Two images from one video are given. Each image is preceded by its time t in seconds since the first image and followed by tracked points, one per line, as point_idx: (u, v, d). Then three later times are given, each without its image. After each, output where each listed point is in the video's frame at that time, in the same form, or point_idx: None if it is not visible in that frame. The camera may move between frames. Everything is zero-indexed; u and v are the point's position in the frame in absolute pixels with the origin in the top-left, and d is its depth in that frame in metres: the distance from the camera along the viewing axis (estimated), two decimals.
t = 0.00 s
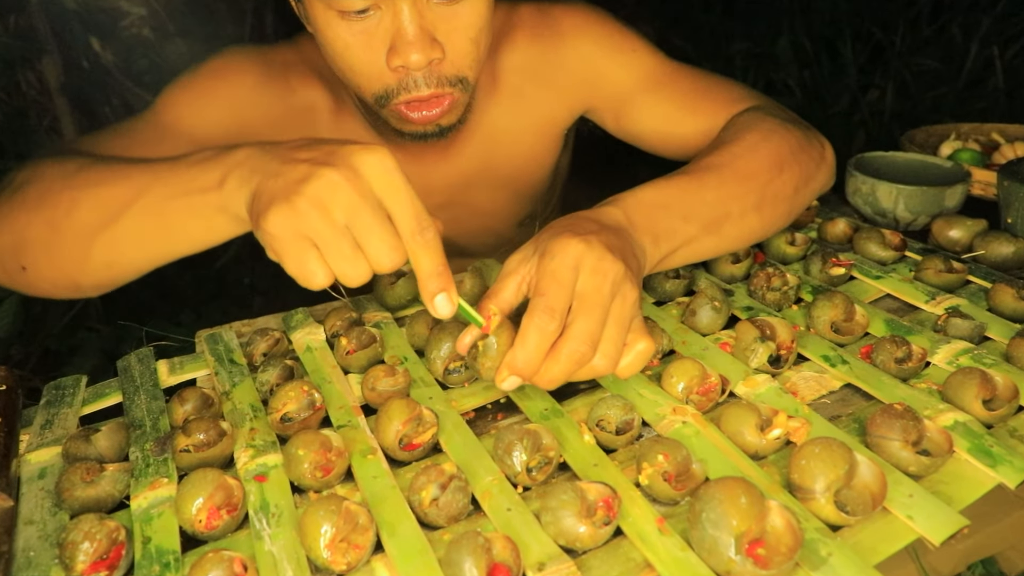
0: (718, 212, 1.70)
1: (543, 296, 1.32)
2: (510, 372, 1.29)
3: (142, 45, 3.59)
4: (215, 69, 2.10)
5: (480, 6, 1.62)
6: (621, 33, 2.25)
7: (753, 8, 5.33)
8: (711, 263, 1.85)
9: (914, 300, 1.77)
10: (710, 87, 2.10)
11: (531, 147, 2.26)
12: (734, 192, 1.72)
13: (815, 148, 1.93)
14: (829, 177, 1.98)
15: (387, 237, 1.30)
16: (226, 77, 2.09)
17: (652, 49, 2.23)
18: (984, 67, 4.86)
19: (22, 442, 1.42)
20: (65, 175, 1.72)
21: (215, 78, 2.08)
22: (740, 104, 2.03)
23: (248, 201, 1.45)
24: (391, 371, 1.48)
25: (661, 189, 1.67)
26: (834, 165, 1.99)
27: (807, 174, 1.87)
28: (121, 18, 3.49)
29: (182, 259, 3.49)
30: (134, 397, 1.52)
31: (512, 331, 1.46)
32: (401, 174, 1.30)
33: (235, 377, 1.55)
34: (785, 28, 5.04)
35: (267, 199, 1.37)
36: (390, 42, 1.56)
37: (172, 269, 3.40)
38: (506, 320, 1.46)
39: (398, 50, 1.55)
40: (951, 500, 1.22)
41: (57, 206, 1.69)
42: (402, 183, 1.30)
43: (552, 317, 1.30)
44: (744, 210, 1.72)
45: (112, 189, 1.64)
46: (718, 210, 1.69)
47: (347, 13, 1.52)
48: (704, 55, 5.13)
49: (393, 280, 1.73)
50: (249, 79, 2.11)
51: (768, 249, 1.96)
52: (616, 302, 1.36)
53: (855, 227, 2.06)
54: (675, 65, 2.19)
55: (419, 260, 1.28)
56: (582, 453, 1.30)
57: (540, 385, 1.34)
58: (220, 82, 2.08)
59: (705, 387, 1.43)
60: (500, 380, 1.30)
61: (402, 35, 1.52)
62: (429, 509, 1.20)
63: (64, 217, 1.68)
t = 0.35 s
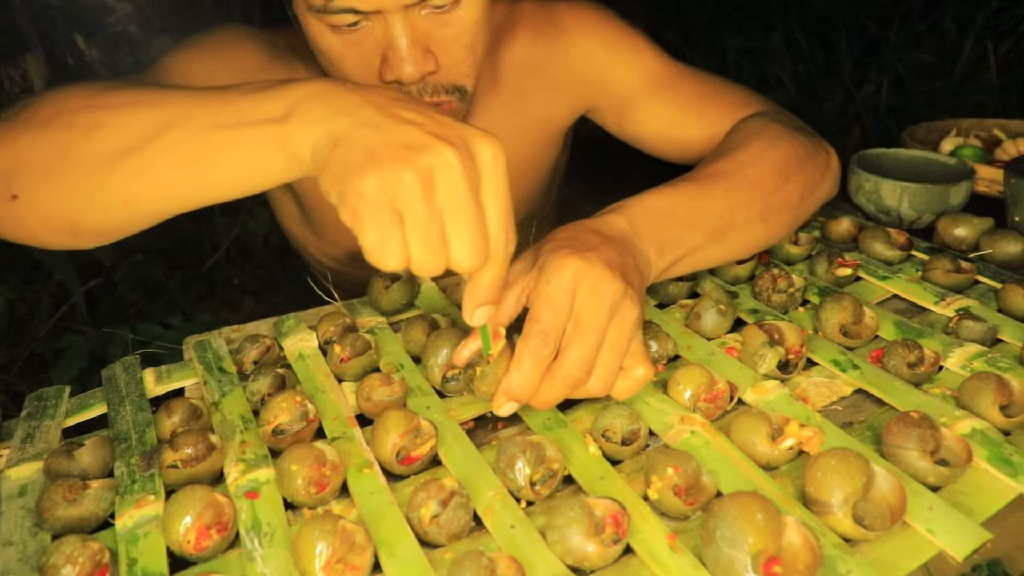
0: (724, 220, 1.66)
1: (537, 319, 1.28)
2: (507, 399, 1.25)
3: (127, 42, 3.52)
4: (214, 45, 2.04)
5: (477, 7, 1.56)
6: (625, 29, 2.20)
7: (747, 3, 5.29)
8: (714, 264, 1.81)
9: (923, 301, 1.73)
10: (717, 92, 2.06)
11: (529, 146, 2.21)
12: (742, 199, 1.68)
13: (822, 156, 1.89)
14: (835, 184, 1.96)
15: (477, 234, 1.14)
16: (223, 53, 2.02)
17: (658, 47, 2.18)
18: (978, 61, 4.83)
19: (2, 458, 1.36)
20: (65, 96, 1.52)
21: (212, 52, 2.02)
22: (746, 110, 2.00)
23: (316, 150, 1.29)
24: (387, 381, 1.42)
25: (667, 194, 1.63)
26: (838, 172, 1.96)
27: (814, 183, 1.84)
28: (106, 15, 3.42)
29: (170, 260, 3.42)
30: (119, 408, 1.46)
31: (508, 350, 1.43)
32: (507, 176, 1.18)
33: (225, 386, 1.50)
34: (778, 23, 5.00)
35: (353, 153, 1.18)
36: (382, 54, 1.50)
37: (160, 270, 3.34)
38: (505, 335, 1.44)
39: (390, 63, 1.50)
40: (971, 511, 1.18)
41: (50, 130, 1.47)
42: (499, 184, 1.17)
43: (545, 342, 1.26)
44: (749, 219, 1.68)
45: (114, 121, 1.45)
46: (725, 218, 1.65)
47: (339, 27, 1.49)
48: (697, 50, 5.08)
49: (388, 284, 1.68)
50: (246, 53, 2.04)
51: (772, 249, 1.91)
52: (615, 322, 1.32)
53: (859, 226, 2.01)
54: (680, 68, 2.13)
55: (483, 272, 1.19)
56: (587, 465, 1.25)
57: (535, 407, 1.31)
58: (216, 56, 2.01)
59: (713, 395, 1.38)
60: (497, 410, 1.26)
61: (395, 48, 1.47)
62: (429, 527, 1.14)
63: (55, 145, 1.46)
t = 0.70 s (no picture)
0: (724, 215, 1.58)
1: (519, 331, 1.21)
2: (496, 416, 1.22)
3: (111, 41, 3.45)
4: (209, 41, 1.99)
5: (475, 10, 1.51)
6: (624, 24, 2.16)
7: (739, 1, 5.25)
8: (715, 269, 1.76)
9: (930, 307, 1.69)
10: (718, 82, 2.01)
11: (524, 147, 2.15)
12: (744, 191, 1.61)
13: (829, 148, 1.84)
14: (842, 177, 1.89)
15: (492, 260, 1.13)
16: (216, 52, 1.96)
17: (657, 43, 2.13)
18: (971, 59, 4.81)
19: None
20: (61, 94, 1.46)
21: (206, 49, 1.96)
22: (749, 101, 1.96)
23: (337, 167, 1.22)
24: (382, 395, 1.37)
25: (662, 189, 1.55)
26: (846, 164, 1.90)
27: (819, 175, 1.78)
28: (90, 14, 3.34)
29: (155, 263, 3.35)
30: (101, 424, 1.41)
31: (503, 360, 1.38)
32: (526, 208, 1.16)
33: (212, 401, 1.44)
34: (771, 21, 4.97)
35: (373, 174, 1.13)
36: (379, 64, 1.46)
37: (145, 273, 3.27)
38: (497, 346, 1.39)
39: (387, 73, 1.46)
40: (990, 529, 1.13)
41: (43, 126, 1.42)
42: (517, 215, 1.15)
43: (529, 354, 1.20)
44: (751, 213, 1.61)
45: (107, 120, 1.39)
46: (725, 215, 1.57)
47: (332, 37, 1.44)
48: (688, 48, 5.04)
49: (381, 293, 1.63)
50: (240, 53, 2.00)
51: (774, 253, 1.86)
52: (602, 327, 1.25)
53: (862, 229, 1.97)
54: (680, 60, 2.09)
55: (484, 302, 1.18)
56: (592, 484, 1.20)
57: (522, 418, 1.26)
58: (207, 53, 1.95)
59: (719, 407, 1.34)
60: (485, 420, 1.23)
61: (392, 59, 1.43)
62: (428, 552, 1.09)
63: (46, 143, 1.40)
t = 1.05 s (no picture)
0: (726, 225, 1.52)
1: (528, 345, 1.12)
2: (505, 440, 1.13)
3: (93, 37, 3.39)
4: (181, 51, 1.87)
5: None
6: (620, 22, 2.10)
7: None
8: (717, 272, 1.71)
9: (938, 310, 1.65)
10: (716, 84, 1.95)
11: (520, 148, 2.08)
12: (746, 200, 1.55)
13: (830, 153, 1.79)
14: (843, 183, 1.84)
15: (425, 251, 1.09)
16: (190, 65, 1.86)
17: (654, 42, 2.08)
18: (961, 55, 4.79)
19: None
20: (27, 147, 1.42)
21: (178, 62, 1.86)
22: (749, 103, 1.89)
23: (282, 205, 1.23)
24: (377, 408, 1.32)
25: (662, 197, 1.49)
26: (846, 171, 1.85)
27: (822, 181, 1.72)
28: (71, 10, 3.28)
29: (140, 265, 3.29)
30: (83, 439, 1.35)
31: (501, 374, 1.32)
32: (454, 210, 1.16)
33: (199, 414, 1.38)
34: (761, 16, 4.94)
35: (301, 204, 1.14)
36: (371, 48, 1.40)
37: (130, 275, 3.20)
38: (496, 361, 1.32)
39: (383, 55, 1.40)
40: (1012, 545, 1.09)
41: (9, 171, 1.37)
42: (447, 218, 1.14)
43: (540, 369, 1.10)
44: (754, 222, 1.55)
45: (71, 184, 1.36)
46: (727, 223, 1.52)
47: (325, 15, 1.38)
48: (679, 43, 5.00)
49: (373, 299, 1.58)
50: (216, 61, 1.88)
51: (776, 254, 1.82)
52: (615, 341, 1.15)
53: (865, 229, 1.93)
54: (677, 60, 2.03)
55: (444, 283, 1.10)
56: (598, 500, 1.15)
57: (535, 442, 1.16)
58: (180, 67, 1.85)
59: (727, 416, 1.29)
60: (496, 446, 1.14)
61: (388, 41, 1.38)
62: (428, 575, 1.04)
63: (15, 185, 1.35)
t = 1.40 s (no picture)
0: (742, 226, 1.45)
1: (551, 345, 1.01)
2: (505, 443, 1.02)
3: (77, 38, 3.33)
4: (161, 63, 1.78)
5: None
6: (618, 17, 2.01)
7: None
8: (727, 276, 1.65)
9: (956, 312, 1.59)
10: (718, 81, 1.89)
11: (515, 148, 1.98)
12: (761, 200, 1.48)
13: (838, 151, 1.73)
14: (848, 182, 1.78)
15: (382, 287, 1.11)
16: (172, 80, 1.75)
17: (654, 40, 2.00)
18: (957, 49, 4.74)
19: None
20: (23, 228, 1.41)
21: (160, 78, 1.76)
22: (755, 100, 1.83)
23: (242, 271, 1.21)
24: (377, 425, 1.25)
25: (677, 195, 1.39)
26: (852, 169, 1.80)
27: (831, 180, 1.66)
28: (55, 11, 3.23)
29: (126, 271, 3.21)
30: (67, 461, 1.28)
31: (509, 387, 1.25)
32: (403, 232, 1.16)
33: (190, 432, 1.31)
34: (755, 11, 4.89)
35: (254, 261, 1.16)
36: (360, 30, 1.33)
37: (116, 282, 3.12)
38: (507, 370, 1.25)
39: (369, 39, 1.33)
40: None
41: None
42: (399, 245, 1.15)
43: (565, 374, 1.00)
44: (768, 223, 1.48)
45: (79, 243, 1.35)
46: (743, 224, 1.44)
47: None
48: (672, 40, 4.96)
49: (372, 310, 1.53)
50: (199, 73, 1.77)
51: (786, 256, 1.76)
52: (639, 353, 1.06)
53: (876, 229, 1.87)
54: (679, 56, 1.97)
55: (408, 312, 1.07)
56: (615, 522, 1.09)
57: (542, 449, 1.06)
58: (162, 85, 1.75)
59: (745, 429, 1.23)
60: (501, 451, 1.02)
61: (375, 22, 1.31)
62: None
63: None
